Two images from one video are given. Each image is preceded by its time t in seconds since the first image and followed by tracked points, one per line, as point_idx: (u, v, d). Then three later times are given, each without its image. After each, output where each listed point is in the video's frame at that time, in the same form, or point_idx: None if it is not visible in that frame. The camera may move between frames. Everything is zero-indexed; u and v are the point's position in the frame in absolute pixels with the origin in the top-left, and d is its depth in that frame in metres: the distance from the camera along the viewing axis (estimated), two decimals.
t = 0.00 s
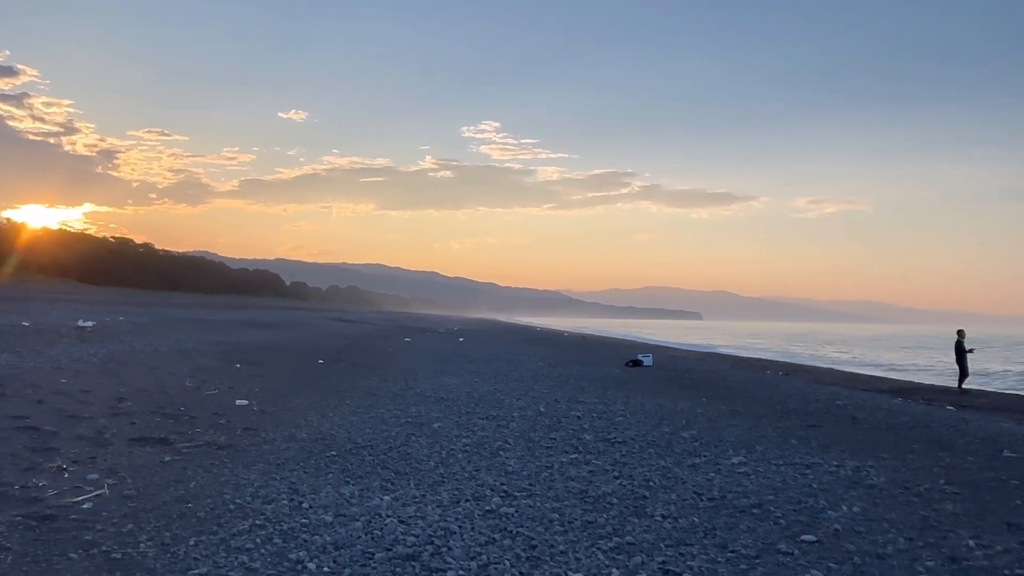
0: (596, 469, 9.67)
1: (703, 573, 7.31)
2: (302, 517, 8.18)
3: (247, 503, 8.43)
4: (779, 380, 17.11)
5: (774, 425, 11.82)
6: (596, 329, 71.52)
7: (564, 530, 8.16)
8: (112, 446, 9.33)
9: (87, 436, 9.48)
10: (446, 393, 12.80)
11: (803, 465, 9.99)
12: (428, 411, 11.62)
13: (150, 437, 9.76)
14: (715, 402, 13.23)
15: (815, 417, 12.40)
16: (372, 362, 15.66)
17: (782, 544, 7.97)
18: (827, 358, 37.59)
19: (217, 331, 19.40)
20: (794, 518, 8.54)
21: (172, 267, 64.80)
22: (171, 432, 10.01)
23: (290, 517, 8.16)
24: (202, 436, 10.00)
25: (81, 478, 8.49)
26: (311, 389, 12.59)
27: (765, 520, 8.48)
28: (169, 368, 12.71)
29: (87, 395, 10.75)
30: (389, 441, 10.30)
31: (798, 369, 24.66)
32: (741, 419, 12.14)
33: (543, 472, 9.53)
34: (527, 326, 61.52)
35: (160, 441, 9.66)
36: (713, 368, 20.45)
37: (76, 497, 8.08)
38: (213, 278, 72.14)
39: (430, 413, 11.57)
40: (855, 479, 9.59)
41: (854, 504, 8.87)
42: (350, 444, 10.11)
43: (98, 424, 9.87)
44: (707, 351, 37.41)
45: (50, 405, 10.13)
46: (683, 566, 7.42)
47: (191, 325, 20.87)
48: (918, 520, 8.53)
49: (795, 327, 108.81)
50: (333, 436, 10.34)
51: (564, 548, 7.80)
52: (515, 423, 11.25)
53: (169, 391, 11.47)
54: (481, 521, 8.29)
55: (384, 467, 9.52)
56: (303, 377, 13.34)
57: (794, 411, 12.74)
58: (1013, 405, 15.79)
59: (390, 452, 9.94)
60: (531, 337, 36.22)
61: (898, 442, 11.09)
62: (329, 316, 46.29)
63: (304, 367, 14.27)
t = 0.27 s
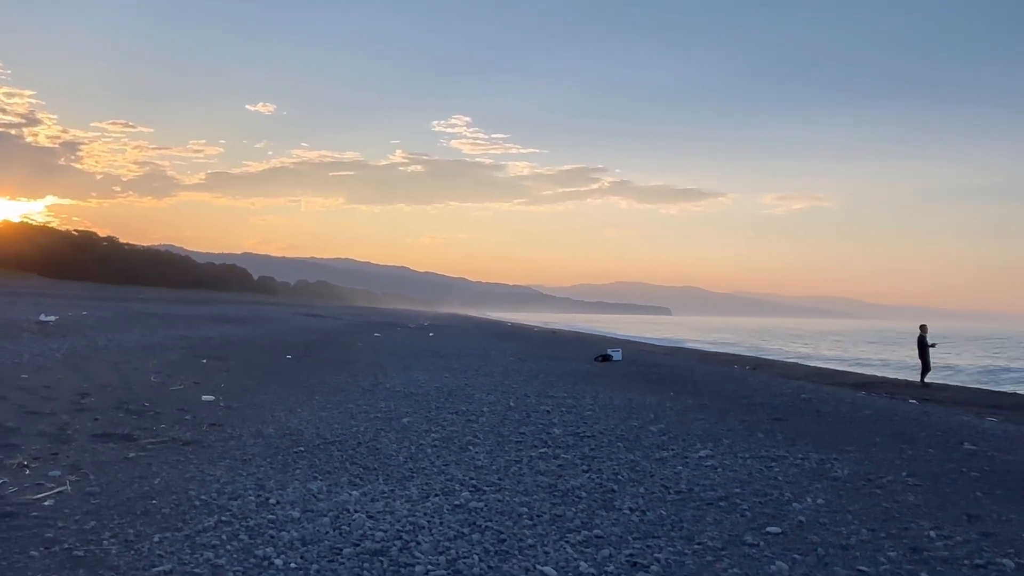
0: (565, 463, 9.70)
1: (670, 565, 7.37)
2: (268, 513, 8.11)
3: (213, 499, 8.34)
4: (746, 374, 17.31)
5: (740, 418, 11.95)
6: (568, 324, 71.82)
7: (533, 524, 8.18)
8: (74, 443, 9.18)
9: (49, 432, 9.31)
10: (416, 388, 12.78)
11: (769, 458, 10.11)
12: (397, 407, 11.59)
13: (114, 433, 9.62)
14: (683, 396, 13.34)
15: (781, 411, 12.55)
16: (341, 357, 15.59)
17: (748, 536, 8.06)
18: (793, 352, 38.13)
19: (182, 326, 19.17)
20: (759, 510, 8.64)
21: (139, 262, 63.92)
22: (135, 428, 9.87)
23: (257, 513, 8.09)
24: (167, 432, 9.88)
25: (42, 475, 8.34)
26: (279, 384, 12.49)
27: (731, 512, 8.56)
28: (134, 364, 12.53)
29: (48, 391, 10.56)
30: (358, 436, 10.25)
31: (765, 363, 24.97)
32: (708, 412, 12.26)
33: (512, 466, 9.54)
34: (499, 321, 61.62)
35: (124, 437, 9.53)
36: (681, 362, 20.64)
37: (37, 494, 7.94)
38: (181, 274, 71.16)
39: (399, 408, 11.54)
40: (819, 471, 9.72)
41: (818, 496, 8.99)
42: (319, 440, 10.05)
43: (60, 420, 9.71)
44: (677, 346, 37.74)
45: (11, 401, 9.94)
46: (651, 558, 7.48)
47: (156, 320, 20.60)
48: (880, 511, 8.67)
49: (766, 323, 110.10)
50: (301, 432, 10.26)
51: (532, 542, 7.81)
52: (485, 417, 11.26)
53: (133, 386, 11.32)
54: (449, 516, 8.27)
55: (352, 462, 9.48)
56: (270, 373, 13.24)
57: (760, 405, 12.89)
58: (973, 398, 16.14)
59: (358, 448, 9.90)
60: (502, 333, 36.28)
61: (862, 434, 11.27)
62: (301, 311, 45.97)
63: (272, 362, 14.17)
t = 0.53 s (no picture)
0: (534, 456, 9.72)
1: (637, 557, 7.42)
2: (234, 509, 8.02)
3: (178, 495, 8.23)
4: (713, 367, 17.49)
5: (707, 411, 12.07)
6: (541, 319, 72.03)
7: (501, 517, 8.18)
8: (35, 438, 9.01)
9: (9, 428, 9.14)
10: (385, 382, 12.73)
11: (735, 450, 10.21)
12: (365, 401, 11.54)
13: (76, 429, 9.47)
14: (651, 389, 13.45)
15: (747, 403, 12.70)
16: (309, 351, 15.49)
17: (714, 527, 8.14)
18: (760, 347, 38.59)
19: (147, 320, 18.92)
20: (726, 501, 8.73)
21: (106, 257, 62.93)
22: (98, 423, 9.72)
23: (222, 509, 8.00)
24: (131, 427, 9.74)
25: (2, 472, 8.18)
26: (247, 379, 12.38)
27: (698, 504, 8.64)
28: (98, 358, 12.35)
29: (9, 386, 10.37)
30: (326, 431, 10.19)
31: (733, 357, 25.27)
32: (676, 405, 12.37)
33: (481, 460, 9.54)
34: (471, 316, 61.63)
35: (86, 433, 9.38)
36: (649, 356, 20.79)
37: None
38: (148, 270, 70.10)
39: (368, 403, 11.49)
40: (784, 463, 9.85)
41: (783, 488, 9.11)
42: (286, 435, 9.97)
43: (21, 415, 9.54)
44: (646, 340, 38.04)
45: None
46: (618, 551, 7.52)
47: (120, 314, 20.30)
48: (843, 502, 8.80)
49: (737, 319, 111.31)
50: (268, 427, 10.18)
51: (501, 536, 7.82)
52: (454, 412, 11.26)
53: (97, 381, 11.15)
54: (418, 510, 8.24)
55: (320, 457, 9.41)
56: (237, 368, 13.11)
57: (727, 398, 13.03)
58: (934, 391, 16.47)
59: (326, 442, 9.84)
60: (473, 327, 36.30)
61: (826, 427, 11.44)
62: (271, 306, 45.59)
63: (239, 357, 14.04)
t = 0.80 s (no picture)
0: (503, 450, 9.74)
1: (605, 550, 7.46)
2: (200, 504, 7.93)
3: (143, 491, 8.12)
4: (681, 360, 17.66)
5: (676, 404, 12.17)
6: (513, 313, 72.16)
7: (470, 511, 8.18)
8: None
9: None
10: (354, 377, 12.67)
11: (703, 443, 10.31)
12: (334, 396, 11.47)
13: (38, 425, 9.30)
14: (620, 382, 13.53)
15: (715, 396, 12.84)
16: (277, 345, 15.38)
17: (682, 519, 8.20)
18: (730, 341, 38.98)
19: (111, 314, 18.64)
20: (693, 493, 8.81)
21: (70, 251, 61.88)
22: (61, 419, 9.56)
23: (188, 505, 7.91)
24: (94, 422, 9.59)
25: None
26: (213, 374, 12.25)
27: (666, 496, 8.71)
28: (60, 353, 12.14)
29: None
30: (295, 426, 10.11)
31: (701, 350, 25.53)
32: (645, 398, 12.47)
33: (450, 454, 9.53)
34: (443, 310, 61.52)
35: (49, 429, 9.21)
36: (619, 350, 20.91)
37: None
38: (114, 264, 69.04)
39: (337, 397, 11.43)
40: (751, 455, 9.96)
41: (749, 480, 9.21)
42: (254, 430, 9.88)
43: None
44: (617, 334, 38.28)
45: None
46: (587, 543, 7.56)
47: (82, 307, 19.96)
48: (809, 493, 8.93)
49: (708, 313, 112.36)
50: (235, 422, 10.09)
51: (470, 529, 7.82)
52: (423, 406, 11.24)
53: (59, 376, 10.97)
54: (386, 504, 8.21)
55: (288, 452, 9.34)
56: (204, 362, 12.97)
57: (695, 391, 13.15)
58: (898, 384, 16.75)
59: (294, 437, 9.77)
60: (443, 321, 36.25)
61: (792, 419, 11.59)
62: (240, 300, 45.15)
63: (206, 351, 13.88)
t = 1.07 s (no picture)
0: (473, 444, 9.74)
1: (574, 542, 7.50)
2: (165, 500, 7.84)
3: (107, 487, 8.01)
4: (651, 354, 17.80)
5: (645, 397, 12.26)
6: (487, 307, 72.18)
7: (440, 505, 8.18)
8: None
9: None
10: (323, 371, 12.61)
11: (671, 435, 10.40)
12: (303, 391, 11.41)
13: None
14: (590, 376, 13.61)
15: (684, 389, 12.95)
16: (246, 339, 15.26)
17: (650, 511, 8.27)
18: (701, 334, 39.34)
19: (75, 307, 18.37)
20: (661, 485, 8.88)
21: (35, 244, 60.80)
22: (22, 414, 9.39)
23: (153, 500, 7.81)
24: (57, 418, 9.45)
25: None
26: (180, 368, 12.12)
27: (634, 489, 8.78)
28: (21, 347, 11.94)
29: None
30: (263, 421, 10.04)
31: (671, 344, 25.77)
32: (614, 392, 12.55)
33: (420, 448, 9.52)
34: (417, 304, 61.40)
35: (10, 425, 9.05)
36: (591, 344, 21.01)
37: None
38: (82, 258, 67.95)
39: (306, 392, 11.37)
40: (719, 447, 10.07)
41: (717, 472, 9.31)
42: (221, 425, 9.79)
43: None
44: (589, 328, 38.50)
45: None
46: (556, 535, 7.59)
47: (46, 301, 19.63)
48: (775, 485, 9.04)
49: (681, 307, 113.26)
50: (202, 417, 9.99)
51: (439, 523, 7.81)
52: (393, 400, 11.22)
53: (21, 371, 10.78)
54: (355, 499, 8.18)
55: (255, 446, 9.27)
56: (171, 357, 12.83)
57: (664, 384, 13.26)
58: (864, 377, 17.02)
59: (262, 432, 9.69)
60: (415, 315, 36.19)
61: (758, 412, 11.73)
62: (210, 294, 44.70)
63: (172, 345, 13.73)
